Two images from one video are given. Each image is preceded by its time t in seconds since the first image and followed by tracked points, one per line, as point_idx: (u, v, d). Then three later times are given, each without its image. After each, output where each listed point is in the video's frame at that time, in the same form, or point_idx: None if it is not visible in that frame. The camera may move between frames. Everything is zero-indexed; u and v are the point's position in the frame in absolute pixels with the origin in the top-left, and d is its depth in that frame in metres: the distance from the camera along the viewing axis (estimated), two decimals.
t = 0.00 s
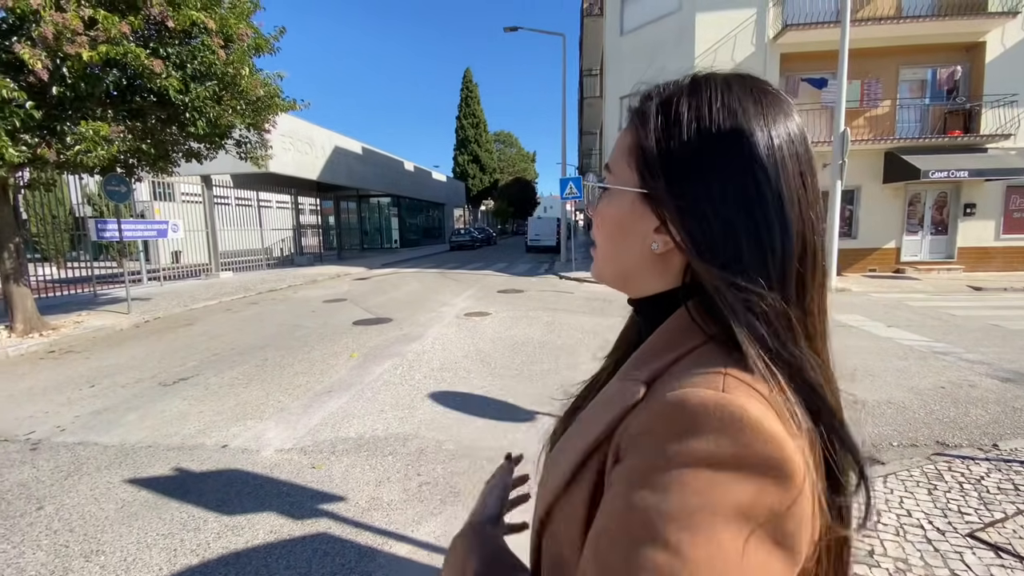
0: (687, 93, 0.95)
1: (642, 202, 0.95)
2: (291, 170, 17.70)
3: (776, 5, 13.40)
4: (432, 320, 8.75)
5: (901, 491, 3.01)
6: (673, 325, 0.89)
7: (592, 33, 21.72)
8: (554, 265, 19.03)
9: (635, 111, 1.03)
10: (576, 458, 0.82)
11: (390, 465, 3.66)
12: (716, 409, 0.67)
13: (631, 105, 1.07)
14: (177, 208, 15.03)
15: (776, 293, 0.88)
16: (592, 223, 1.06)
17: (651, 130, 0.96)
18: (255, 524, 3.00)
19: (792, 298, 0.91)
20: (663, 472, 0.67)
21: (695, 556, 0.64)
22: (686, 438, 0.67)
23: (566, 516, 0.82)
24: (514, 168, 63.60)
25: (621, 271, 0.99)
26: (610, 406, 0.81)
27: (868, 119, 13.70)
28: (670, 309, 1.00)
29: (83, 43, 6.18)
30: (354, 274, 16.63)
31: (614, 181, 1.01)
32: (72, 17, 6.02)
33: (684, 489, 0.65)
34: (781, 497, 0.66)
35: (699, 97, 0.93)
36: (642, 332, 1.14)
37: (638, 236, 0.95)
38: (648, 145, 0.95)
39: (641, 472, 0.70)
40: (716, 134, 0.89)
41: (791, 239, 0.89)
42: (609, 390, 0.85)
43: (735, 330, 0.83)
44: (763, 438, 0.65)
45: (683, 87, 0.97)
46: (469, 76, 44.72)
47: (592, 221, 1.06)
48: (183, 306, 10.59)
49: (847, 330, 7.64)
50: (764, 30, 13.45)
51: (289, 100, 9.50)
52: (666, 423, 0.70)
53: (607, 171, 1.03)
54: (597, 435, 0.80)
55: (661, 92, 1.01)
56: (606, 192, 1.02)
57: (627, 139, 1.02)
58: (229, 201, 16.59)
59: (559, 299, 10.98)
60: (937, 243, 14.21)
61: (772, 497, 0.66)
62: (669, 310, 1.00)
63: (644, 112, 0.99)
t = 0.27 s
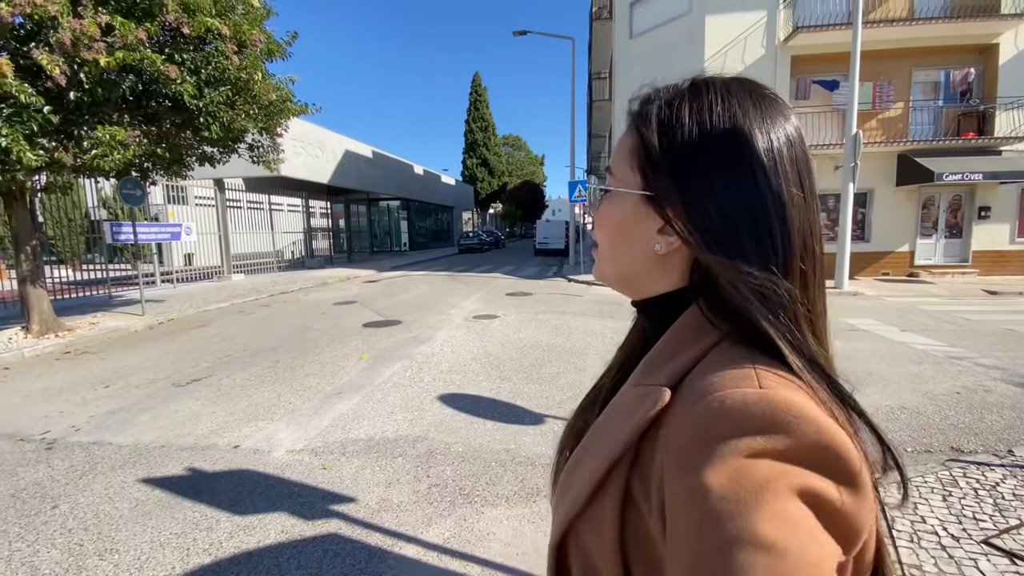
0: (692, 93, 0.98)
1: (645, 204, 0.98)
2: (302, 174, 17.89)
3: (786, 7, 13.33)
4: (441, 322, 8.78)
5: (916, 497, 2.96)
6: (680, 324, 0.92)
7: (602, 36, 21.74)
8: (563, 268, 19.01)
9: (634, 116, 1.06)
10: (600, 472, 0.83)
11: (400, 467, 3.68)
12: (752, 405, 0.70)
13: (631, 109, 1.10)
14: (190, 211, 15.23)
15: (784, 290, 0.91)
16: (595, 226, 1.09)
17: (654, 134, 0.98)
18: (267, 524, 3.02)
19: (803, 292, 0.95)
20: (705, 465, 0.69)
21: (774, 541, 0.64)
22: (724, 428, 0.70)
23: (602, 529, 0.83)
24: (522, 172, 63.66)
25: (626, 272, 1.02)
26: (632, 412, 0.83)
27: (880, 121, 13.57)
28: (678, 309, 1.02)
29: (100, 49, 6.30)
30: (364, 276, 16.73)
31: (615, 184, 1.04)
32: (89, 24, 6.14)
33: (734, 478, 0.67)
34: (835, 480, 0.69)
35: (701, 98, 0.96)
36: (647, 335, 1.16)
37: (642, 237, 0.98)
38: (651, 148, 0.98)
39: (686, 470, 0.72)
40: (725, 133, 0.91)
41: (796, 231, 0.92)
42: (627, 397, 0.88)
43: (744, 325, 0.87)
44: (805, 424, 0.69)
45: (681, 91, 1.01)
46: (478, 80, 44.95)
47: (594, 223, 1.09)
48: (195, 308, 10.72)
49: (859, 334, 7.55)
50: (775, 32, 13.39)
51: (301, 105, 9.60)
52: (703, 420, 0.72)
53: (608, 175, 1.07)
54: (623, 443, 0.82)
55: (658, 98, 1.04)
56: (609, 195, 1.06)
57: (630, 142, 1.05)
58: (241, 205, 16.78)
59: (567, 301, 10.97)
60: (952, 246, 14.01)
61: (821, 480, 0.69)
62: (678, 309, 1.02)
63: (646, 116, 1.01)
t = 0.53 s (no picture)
0: (696, 94, 0.99)
1: (650, 207, 0.98)
2: (312, 176, 18.06)
3: (797, 8, 13.25)
4: (450, 324, 8.81)
5: (930, 503, 2.92)
6: (688, 327, 0.92)
7: (610, 38, 21.72)
8: (571, 270, 18.99)
9: (637, 120, 1.06)
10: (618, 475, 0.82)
11: (409, 468, 3.69)
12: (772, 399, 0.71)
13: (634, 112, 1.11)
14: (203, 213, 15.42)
15: (796, 288, 0.92)
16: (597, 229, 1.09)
17: (662, 135, 0.99)
18: (277, 524, 3.05)
19: (816, 289, 0.96)
20: (733, 453, 0.70)
21: (819, 518, 0.64)
22: (747, 416, 0.71)
23: (625, 533, 0.81)
24: (531, 174, 63.68)
25: (631, 277, 1.02)
26: (645, 414, 0.84)
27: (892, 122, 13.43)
28: (683, 313, 1.03)
29: (116, 55, 6.41)
30: (373, 278, 16.83)
31: (620, 188, 1.05)
32: (105, 29, 6.25)
33: (765, 461, 0.68)
34: (859, 462, 0.71)
35: (708, 97, 0.97)
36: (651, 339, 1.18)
37: (649, 241, 0.98)
38: (659, 150, 0.99)
39: (715, 463, 0.72)
40: (735, 130, 0.92)
41: (806, 227, 0.93)
42: (639, 401, 0.88)
43: (752, 326, 0.87)
44: (827, 408, 0.71)
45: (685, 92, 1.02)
46: (487, 83, 45.11)
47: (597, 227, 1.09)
48: (207, 310, 10.84)
49: (872, 338, 7.46)
50: (785, 33, 13.31)
51: (312, 108, 9.70)
52: (724, 410, 0.73)
53: (610, 179, 1.07)
54: (641, 444, 0.82)
55: (662, 101, 1.05)
56: (613, 199, 1.06)
57: (635, 145, 1.05)
58: (252, 207, 16.95)
59: (575, 304, 10.96)
60: (966, 248, 13.81)
61: (848, 463, 0.70)
62: (684, 311, 1.02)
63: (651, 118, 1.02)
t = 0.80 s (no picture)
0: (711, 97, 0.99)
1: (668, 213, 0.99)
2: (321, 178, 18.19)
3: (807, 7, 13.16)
4: (457, 325, 8.83)
5: (944, 508, 2.89)
6: (704, 329, 0.94)
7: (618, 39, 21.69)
8: (579, 272, 18.96)
9: (648, 123, 1.07)
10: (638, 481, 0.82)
11: (416, 468, 3.71)
12: (803, 404, 0.72)
13: (644, 114, 1.11)
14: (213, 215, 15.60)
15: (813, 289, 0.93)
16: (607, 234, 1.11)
17: (677, 140, 0.99)
18: (286, 523, 3.07)
19: (831, 290, 0.97)
20: (758, 458, 0.70)
21: (852, 523, 0.63)
22: (770, 421, 0.72)
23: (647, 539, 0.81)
24: (538, 175, 63.68)
25: (645, 282, 1.05)
26: (665, 419, 0.84)
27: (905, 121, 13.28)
28: (695, 314, 1.06)
29: (129, 60, 6.51)
30: (381, 280, 16.91)
31: (632, 194, 1.06)
32: (119, 35, 6.36)
33: (791, 464, 0.68)
34: (889, 467, 0.71)
35: (724, 101, 0.97)
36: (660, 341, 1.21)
37: (665, 246, 1.00)
38: (675, 154, 0.99)
39: (741, 467, 0.71)
40: (753, 134, 0.92)
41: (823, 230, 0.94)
42: (656, 406, 0.88)
43: (766, 330, 0.89)
44: (850, 412, 0.71)
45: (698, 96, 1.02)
46: (494, 85, 45.23)
47: (607, 231, 1.11)
48: (218, 311, 10.95)
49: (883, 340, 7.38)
50: (795, 32, 13.22)
51: (321, 110, 9.77)
52: (746, 416, 0.74)
53: (621, 185, 1.09)
54: (661, 450, 0.82)
55: (672, 104, 1.06)
56: (625, 204, 1.07)
57: (648, 148, 1.06)
58: (262, 209, 17.10)
59: (583, 305, 10.94)
60: (981, 249, 13.63)
61: (876, 467, 0.70)
62: (696, 316, 1.06)
63: (665, 121, 1.02)
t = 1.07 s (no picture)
0: (728, 100, 1.00)
1: (687, 216, 0.99)
2: (328, 180, 18.29)
3: (815, 7, 13.08)
4: (464, 326, 8.85)
5: (954, 512, 2.86)
6: (719, 332, 0.94)
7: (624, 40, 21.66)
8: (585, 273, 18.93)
9: (661, 126, 1.08)
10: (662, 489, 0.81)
11: (423, 469, 3.72)
12: (829, 410, 0.72)
13: (655, 117, 1.12)
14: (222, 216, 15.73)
15: (832, 291, 0.94)
16: (620, 239, 1.10)
17: (696, 144, 1.00)
18: (294, 523, 3.09)
19: (845, 292, 0.98)
20: (786, 463, 0.70)
21: (886, 528, 0.63)
22: (794, 425, 0.72)
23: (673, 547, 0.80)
24: (544, 176, 63.66)
25: (664, 287, 1.03)
26: (687, 424, 0.83)
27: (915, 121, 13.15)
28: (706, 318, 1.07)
29: (140, 63, 6.59)
30: (388, 281, 16.97)
31: (650, 198, 1.05)
32: (130, 39, 6.43)
33: (821, 469, 0.68)
34: (913, 469, 0.71)
35: (741, 104, 0.98)
36: (665, 345, 1.21)
37: (688, 251, 1.00)
38: (693, 157, 1.00)
39: (770, 475, 0.71)
40: (771, 137, 0.94)
41: (839, 231, 0.95)
42: (674, 410, 0.88)
43: (785, 332, 0.89)
44: (874, 415, 0.71)
45: (714, 98, 1.03)
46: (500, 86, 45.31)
47: (620, 236, 1.09)
48: (227, 312, 11.04)
49: (893, 342, 7.31)
50: (803, 32, 13.14)
51: (328, 113, 9.84)
52: (771, 420, 0.74)
53: (636, 188, 1.08)
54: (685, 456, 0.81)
55: (684, 107, 1.07)
56: (641, 208, 1.07)
57: (664, 151, 1.05)
58: (270, 210, 17.22)
59: (590, 306, 10.92)
60: (993, 250, 13.50)
61: (902, 469, 0.71)
62: (706, 318, 1.07)
63: (680, 124, 1.03)
